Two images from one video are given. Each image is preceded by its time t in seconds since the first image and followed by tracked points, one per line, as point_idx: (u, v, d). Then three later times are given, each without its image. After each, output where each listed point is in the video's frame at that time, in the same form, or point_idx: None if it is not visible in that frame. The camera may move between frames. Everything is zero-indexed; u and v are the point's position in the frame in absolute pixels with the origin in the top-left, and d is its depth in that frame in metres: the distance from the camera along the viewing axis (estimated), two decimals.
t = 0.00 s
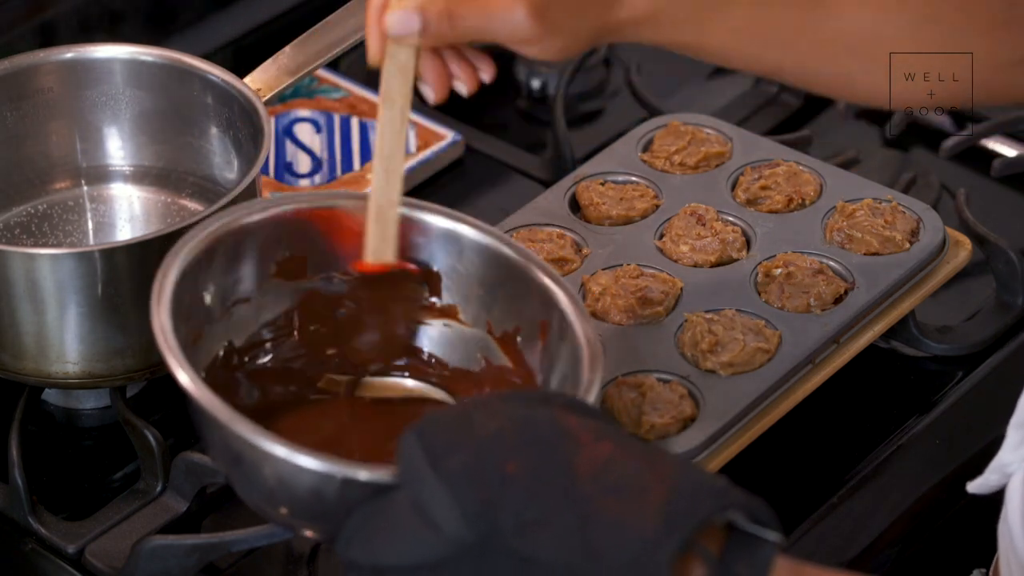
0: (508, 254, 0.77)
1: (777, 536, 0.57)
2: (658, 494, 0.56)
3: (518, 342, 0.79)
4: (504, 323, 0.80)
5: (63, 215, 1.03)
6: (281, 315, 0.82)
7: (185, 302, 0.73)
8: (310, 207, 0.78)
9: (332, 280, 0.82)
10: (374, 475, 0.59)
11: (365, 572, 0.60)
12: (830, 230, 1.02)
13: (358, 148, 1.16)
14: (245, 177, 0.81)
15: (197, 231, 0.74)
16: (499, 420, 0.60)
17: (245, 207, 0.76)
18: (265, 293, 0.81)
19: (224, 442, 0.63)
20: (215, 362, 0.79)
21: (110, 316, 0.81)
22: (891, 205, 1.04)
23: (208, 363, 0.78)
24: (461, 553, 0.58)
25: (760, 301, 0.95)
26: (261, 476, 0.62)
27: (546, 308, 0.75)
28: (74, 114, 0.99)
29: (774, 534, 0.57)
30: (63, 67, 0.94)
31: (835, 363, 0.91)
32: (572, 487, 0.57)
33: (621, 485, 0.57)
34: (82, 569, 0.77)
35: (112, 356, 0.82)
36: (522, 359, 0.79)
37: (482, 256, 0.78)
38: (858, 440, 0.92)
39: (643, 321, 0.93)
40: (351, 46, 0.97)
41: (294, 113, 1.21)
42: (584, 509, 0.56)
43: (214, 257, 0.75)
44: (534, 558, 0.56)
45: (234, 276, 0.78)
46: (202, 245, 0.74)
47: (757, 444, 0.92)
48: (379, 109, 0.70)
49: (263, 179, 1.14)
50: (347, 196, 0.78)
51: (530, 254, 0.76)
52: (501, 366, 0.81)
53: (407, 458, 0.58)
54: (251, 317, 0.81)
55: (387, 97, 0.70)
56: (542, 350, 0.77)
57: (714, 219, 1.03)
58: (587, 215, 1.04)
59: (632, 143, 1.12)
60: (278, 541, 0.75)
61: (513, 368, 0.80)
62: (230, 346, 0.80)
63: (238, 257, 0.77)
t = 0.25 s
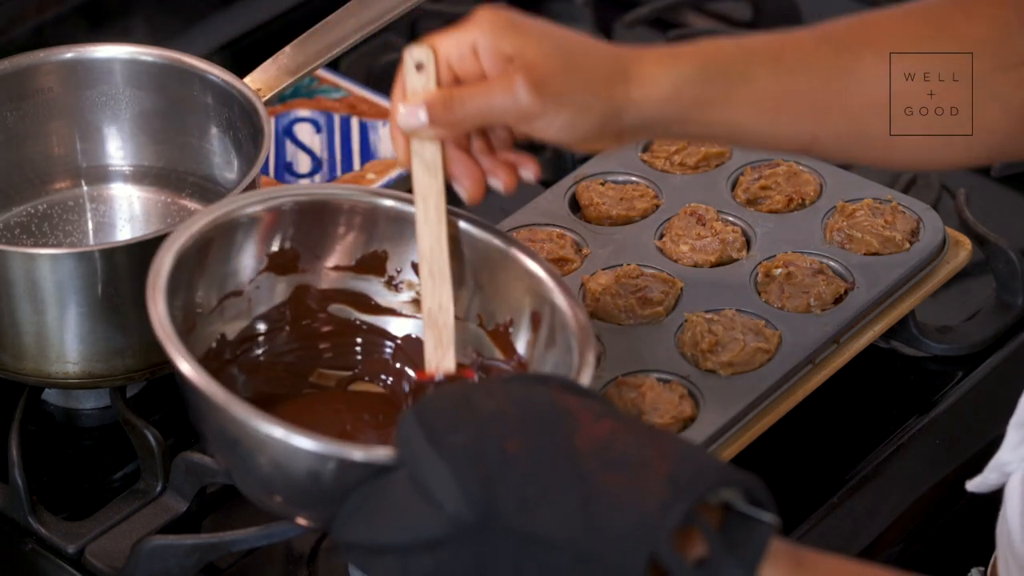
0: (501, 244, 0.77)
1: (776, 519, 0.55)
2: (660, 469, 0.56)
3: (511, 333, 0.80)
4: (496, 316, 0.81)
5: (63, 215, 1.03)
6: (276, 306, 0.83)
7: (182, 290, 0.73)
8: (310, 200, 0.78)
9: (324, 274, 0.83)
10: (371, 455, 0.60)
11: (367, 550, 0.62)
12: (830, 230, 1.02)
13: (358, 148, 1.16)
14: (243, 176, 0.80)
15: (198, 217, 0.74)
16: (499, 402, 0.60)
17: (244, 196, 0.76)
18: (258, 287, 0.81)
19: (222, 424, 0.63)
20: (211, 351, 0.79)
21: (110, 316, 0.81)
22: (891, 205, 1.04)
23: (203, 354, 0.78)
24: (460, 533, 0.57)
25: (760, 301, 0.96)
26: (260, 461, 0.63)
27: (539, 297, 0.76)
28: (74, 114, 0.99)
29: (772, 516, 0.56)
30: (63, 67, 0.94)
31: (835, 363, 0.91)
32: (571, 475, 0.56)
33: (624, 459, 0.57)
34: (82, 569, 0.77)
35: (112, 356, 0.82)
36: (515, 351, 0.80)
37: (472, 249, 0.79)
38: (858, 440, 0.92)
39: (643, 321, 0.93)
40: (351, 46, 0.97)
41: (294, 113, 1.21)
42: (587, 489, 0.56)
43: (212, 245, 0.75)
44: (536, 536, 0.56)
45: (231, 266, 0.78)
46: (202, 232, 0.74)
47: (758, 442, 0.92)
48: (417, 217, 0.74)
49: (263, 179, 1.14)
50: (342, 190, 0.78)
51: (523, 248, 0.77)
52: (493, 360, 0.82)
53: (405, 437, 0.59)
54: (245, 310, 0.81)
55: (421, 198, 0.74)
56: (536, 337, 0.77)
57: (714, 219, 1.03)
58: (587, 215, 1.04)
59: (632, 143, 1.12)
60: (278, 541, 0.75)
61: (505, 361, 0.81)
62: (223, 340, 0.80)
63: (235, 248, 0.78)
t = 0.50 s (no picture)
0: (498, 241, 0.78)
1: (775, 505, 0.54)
2: (662, 447, 0.55)
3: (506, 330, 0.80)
4: (491, 313, 0.81)
5: (63, 215, 1.03)
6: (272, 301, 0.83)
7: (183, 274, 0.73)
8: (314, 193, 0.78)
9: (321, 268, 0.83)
10: (370, 436, 0.60)
11: (365, 533, 0.61)
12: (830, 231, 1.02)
13: (358, 148, 1.17)
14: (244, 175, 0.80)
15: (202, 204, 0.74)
16: (502, 386, 0.60)
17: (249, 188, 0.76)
18: (258, 277, 0.81)
19: (223, 409, 0.63)
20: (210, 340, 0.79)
21: (110, 316, 0.81)
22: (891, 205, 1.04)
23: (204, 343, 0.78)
24: (464, 512, 0.57)
25: (760, 301, 0.95)
26: (262, 443, 0.62)
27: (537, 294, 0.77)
28: (74, 113, 0.99)
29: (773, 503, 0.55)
30: (63, 66, 0.94)
31: (835, 363, 0.91)
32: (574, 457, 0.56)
33: (622, 436, 0.56)
34: (82, 569, 0.77)
35: (112, 356, 0.82)
36: (510, 346, 0.80)
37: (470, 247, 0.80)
38: (859, 441, 0.92)
39: (643, 321, 0.93)
40: (351, 46, 0.97)
41: (294, 113, 1.21)
42: (591, 463, 0.55)
43: (215, 233, 0.75)
44: (537, 514, 0.55)
45: (232, 257, 0.78)
46: (206, 219, 0.74)
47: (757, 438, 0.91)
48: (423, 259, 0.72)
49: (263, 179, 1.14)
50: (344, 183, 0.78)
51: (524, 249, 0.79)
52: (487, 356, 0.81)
53: (410, 423, 0.59)
54: (244, 300, 0.81)
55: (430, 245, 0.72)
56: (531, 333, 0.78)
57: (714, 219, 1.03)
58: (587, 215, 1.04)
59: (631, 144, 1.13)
60: (278, 541, 0.75)
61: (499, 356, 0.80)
62: (223, 329, 0.80)
63: (237, 238, 0.78)
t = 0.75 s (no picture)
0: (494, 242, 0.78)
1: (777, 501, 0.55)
2: (668, 439, 0.56)
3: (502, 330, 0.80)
4: (489, 313, 0.80)
5: (63, 215, 1.03)
6: (267, 298, 0.82)
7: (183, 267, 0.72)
8: (315, 193, 0.78)
9: (319, 266, 0.82)
10: (368, 425, 0.59)
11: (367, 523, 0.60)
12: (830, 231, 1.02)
13: (358, 147, 1.17)
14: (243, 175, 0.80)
15: (204, 196, 0.73)
16: (511, 373, 0.61)
17: (252, 180, 0.76)
18: (255, 274, 0.81)
19: (223, 398, 0.63)
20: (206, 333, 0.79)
21: (111, 316, 0.81)
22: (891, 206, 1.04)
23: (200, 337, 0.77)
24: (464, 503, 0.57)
25: (760, 301, 0.95)
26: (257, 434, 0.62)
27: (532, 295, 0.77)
28: (73, 113, 0.99)
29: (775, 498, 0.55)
30: (63, 66, 0.94)
31: (835, 363, 0.91)
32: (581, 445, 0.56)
33: (629, 428, 0.57)
34: (82, 569, 0.77)
35: (112, 356, 0.82)
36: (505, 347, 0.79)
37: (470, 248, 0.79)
38: (858, 441, 0.92)
39: (643, 321, 0.93)
40: (351, 46, 0.97)
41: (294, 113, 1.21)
42: (595, 452, 0.56)
43: (215, 226, 0.75)
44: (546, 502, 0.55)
45: (231, 251, 0.78)
46: (208, 211, 0.73)
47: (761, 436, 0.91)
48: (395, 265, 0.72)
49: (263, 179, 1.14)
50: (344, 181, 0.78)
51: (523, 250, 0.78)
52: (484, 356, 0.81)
53: (416, 411, 0.59)
54: (240, 297, 0.81)
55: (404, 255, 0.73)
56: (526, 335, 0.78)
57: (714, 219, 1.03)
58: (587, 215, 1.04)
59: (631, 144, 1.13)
60: (278, 541, 0.75)
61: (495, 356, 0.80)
62: (219, 324, 0.80)
63: (237, 232, 0.77)
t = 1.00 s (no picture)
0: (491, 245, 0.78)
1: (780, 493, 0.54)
2: (674, 425, 0.56)
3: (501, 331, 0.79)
4: (487, 316, 0.80)
5: (63, 215, 1.03)
6: (266, 301, 0.82)
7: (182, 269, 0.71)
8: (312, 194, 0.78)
9: (315, 270, 0.82)
10: (370, 419, 0.58)
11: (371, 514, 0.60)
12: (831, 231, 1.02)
13: (358, 148, 1.17)
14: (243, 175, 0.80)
15: (206, 196, 0.73)
16: (513, 366, 0.61)
17: (251, 183, 0.76)
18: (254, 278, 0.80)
19: (224, 395, 0.62)
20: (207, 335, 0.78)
21: (111, 316, 0.81)
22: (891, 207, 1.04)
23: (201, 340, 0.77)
24: (473, 492, 0.56)
25: (760, 301, 0.95)
26: (265, 428, 0.61)
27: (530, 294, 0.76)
28: (73, 113, 0.99)
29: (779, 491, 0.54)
30: (63, 67, 0.94)
31: (835, 363, 0.91)
32: (583, 437, 0.56)
33: (636, 415, 0.57)
34: (82, 569, 0.77)
35: (112, 356, 0.82)
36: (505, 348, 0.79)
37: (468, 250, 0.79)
38: (858, 440, 0.92)
39: (643, 321, 0.93)
40: (351, 46, 0.97)
41: (294, 113, 1.21)
42: (602, 438, 0.56)
43: (216, 226, 0.75)
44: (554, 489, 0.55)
45: (231, 252, 0.77)
46: (210, 210, 0.73)
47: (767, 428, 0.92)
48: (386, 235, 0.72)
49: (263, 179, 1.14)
50: (342, 187, 0.78)
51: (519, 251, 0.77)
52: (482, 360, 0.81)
53: (420, 402, 0.58)
54: (239, 300, 0.80)
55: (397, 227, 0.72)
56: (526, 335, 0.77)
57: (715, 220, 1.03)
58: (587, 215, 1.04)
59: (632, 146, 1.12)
60: (278, 541, 0.75)
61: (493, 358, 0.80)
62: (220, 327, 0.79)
63: (238, 233, 0.77)
